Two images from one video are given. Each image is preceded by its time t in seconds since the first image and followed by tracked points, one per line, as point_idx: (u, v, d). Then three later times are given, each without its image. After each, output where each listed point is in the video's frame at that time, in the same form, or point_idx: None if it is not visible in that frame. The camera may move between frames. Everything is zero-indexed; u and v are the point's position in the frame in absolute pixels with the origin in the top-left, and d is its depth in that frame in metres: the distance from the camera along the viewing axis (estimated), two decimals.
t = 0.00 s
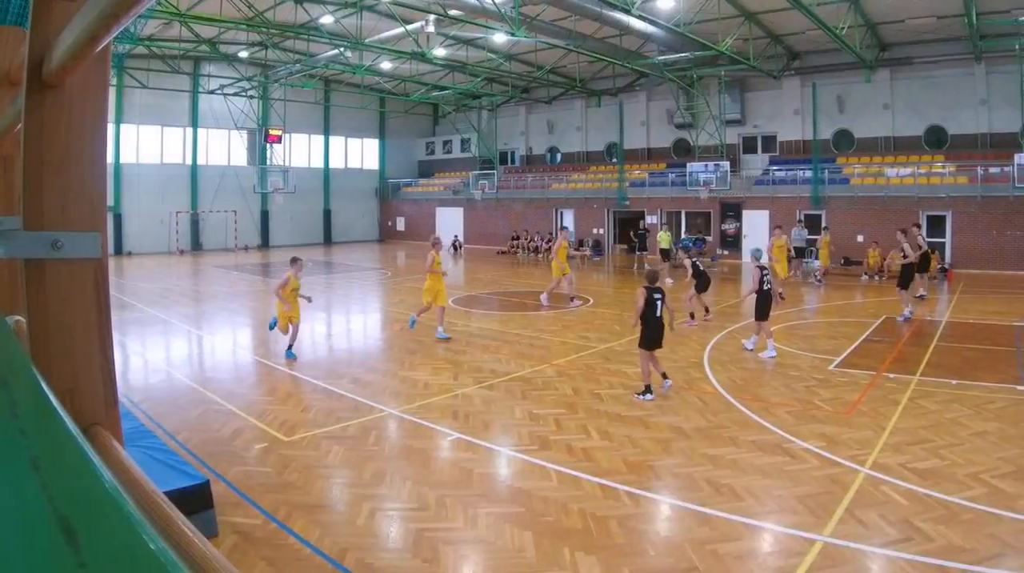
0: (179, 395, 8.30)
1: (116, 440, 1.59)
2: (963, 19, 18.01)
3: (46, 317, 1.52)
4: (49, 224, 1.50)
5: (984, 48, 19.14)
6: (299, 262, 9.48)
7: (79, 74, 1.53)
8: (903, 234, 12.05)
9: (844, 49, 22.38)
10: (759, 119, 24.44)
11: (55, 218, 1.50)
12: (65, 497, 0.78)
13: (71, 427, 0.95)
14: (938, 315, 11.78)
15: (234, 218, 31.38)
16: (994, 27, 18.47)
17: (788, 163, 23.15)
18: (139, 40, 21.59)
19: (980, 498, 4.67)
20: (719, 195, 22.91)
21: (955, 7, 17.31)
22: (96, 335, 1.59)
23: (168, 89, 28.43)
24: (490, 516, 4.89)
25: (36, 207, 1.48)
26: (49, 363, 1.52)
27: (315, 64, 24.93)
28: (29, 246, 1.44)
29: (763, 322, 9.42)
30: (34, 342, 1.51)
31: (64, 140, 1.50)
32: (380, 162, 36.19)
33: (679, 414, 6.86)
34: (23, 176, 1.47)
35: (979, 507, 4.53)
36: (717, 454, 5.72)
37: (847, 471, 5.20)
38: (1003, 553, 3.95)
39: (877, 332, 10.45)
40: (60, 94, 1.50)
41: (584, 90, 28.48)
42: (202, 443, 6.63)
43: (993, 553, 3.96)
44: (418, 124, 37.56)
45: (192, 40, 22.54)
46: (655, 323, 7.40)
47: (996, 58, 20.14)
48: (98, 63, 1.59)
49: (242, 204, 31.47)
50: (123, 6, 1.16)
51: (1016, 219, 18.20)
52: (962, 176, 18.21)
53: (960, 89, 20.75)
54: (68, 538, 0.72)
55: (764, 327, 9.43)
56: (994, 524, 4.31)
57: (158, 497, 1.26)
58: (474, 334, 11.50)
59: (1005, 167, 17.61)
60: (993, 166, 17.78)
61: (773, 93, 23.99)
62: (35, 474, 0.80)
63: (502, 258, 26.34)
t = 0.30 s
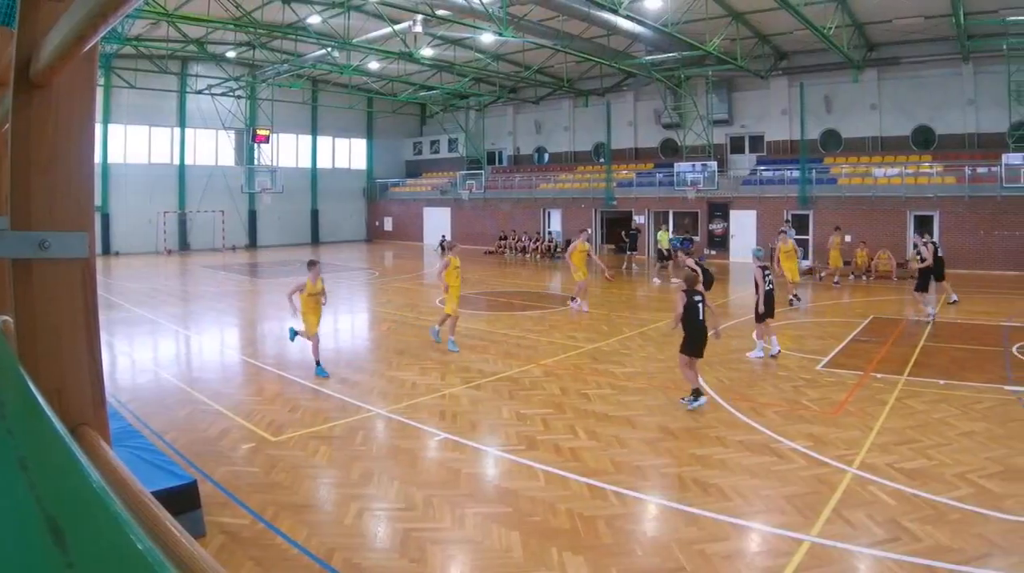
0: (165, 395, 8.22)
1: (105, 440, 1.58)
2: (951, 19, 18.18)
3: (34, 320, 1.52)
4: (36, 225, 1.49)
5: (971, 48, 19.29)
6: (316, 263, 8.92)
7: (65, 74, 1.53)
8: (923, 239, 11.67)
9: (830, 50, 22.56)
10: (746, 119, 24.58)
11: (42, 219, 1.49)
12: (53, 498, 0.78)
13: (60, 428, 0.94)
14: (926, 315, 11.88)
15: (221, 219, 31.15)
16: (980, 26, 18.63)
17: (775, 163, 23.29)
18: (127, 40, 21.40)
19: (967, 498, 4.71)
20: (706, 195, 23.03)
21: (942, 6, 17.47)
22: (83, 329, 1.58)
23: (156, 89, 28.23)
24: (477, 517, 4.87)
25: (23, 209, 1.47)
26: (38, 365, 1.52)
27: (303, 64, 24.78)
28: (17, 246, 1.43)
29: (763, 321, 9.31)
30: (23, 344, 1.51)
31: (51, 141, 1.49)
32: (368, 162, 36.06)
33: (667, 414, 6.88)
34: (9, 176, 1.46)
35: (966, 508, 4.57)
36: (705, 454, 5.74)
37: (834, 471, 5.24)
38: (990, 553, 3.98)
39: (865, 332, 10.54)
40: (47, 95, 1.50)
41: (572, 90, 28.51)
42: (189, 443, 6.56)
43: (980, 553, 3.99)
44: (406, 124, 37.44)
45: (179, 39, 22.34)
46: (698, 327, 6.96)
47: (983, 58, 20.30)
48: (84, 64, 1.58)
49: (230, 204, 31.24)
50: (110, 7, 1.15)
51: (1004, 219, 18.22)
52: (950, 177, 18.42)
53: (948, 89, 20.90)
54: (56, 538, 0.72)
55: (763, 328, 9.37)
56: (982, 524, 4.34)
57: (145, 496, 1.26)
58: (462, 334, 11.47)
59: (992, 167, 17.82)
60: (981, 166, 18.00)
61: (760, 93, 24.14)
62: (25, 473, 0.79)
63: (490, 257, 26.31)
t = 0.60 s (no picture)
0: (152, 395, 8.13)
1: (91, 440, 1.55)
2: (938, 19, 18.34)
3: (20, 319, 1.48)
4: (20, 224, 1.45)
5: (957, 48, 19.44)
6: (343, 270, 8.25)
7: (53, 75, 1.49)
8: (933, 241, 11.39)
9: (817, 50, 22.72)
10: (733, 118, 24.71)
11: (27, 218, 1.45)
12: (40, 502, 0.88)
13: (49, 437, 1.07)
14: (912, 315, 12.01)
15: (209, 219, 30.91)
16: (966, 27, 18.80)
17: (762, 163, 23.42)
18: (114, 40, 21.19)
19: (955, 498, 4.74)
20: (694, 195, 23.14)
21: (929, 7, 17.63)
22: (71, 335, 1.55)
23: (144, 90, 28.01)
24: (464, 516, 4.86)
25: (8, 207, 1.43)
26: (25, 364, 1.49)
27: (290, 64, 24.63)
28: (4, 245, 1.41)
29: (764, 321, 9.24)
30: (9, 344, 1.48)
31: (37, 140, 1.46)
32: (355, 162, 35.89)
33: (654, 414, 6.90)
34: None
35: (954, 508, 4.60)
36: (692, 454, 5.76)
37: (822, 471, 5.27)
38: (979, 553, 4.00)
39: (852, 332, 10.63)
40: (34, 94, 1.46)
41: (559, 90, 28.53)
42: (176, 442, 6.50)
43: (967, 553, 4.01)
44: (393, 124, 37.30)
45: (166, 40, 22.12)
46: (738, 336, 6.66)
47: (970, 58, 20.46)
48: (73, 64, 1.55)
49: (217, 204, 31.00)
50: (99, 6, 1.12)
51: (992, 219, 18.24)
52: (937, 176, 18.50)
53: (935, 89, 21.07)
54: (41, 535, 0.80)
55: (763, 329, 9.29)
56: (970, 524, 4.37)
57: (133, 495, 1.24)
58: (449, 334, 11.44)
59: (979, 167, 17.81)
60: (968, 166, 18.00)
61: (747, 93, 24.29)
62: (11, 474, 0.91)
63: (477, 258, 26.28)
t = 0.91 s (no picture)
0: (140, 395, 8.04)
1: (80, 441, 1.52)
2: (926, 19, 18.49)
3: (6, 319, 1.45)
4: (8, 224, 1.42)
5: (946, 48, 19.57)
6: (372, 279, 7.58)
7: (39, 74, 1.46)
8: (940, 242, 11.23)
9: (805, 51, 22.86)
10: (721, 119, 24.85)
11: (15, 218, 1.42)
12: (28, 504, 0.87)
13: (35, 436, 1.05)
14: (901, 316, 12.10)
15: (197, 219, 30.68)
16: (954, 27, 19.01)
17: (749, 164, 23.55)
18: (102, 40, 20.99)
19: (942, 498, 4.77)
20: (681, 195, 23.26)
21: (916, 7, 17.80)
22: (59, 343, 1.52)
23: (132, 89, 27.79)
24: (452, 516, 4.84)
25: None
26: (12, 364, 1.46)
27: (277, 64, 24.47)
28: None
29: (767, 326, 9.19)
30: None
31: (23, 139, 1.43)
32: (343, 161, 35.74)
33: (643, 414, 6.91)
34: None
35: (941, 508, 4.63)
36: (680, 454, 5.78)
37: (809, 471, 5.30)
38: (966, 553, 4.03)
39: (840, 332, 10.71)
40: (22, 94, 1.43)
41: (547, 90, 28.54)
42: (164, 443, 6.44)
43: (953, 553, 4.04)
44: (381, 124, 37.17)
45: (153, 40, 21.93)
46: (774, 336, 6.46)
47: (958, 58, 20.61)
48: (59, 65, 1.52)
49: (205, 204, 30.78)
50: (87, 7, 1.09)
51: (979, 219, 18.38)
52: (924, 176, 18.65)
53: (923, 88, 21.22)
54: (28, 536, 0.80)
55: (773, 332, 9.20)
56: (957, 524, 4.40)
57: (121, 496, 1.21)
58: (437, 334, 11.41)
59: (968, 167, 17.93)
60: (956, 166, 18.14)
61: (735, 93, 24.42)
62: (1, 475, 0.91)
63: (465, 257, 26.25)
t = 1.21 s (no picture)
0: (127, 395, 7.96)
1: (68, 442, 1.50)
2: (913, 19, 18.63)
3: None
4: None
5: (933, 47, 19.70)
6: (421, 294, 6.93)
7: (27, 73, 1.44)
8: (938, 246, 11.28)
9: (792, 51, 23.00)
10: (708, 119, 24.98)
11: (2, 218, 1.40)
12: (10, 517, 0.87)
13: (23, 432, 1.01)
14: (889, 316, 12.21)
15: (184, 219, 30.45)
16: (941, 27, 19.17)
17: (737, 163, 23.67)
18: (89, 40, 20.80)
19: (930, 498, 4.80)
20: (669, 195, 23.35)
21: (903, 6, 17.96)
22: (48, 345, 1.49)
23: (119, 89, 27.57)
24: (440, 516, 4.82)
25: None
26: None
27: (265, 64, 24.31)
28: None
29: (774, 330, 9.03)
30: None
31: (10, 137, 1.40)
32: (330, 161, 35.57)
33: (631, 414, 6.92)
34: None
35: (929, 508, 4.65)
36: (667, 454, 5.79)
37: (797, 471, 5.33)
38: (954, 553, 4.05)
39: (828, 332, 10.79)
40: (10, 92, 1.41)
41: (535, 90, 28.54)
42: (152, 443, 6.37)
43: (941, 553, 4.06)
44: (368, 124, 37.02)
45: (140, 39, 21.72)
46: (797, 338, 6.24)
47: (945, 58, 20.76)
48: (46, 64, 1.49)
49: (193, 204, 30.56)
50: (76, 8, 1.07)
51: (966, 219, 18.60)
52: (912, 176, 18.83)
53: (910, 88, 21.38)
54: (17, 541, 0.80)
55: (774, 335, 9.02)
56: (945, 524, 4.42)
57: (107, 496, 1.19)
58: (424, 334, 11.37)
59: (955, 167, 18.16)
60: (943, 166, 18.35)
61: (722, 94, 24.54)
62: None
63: (453, 257, 26.21)
